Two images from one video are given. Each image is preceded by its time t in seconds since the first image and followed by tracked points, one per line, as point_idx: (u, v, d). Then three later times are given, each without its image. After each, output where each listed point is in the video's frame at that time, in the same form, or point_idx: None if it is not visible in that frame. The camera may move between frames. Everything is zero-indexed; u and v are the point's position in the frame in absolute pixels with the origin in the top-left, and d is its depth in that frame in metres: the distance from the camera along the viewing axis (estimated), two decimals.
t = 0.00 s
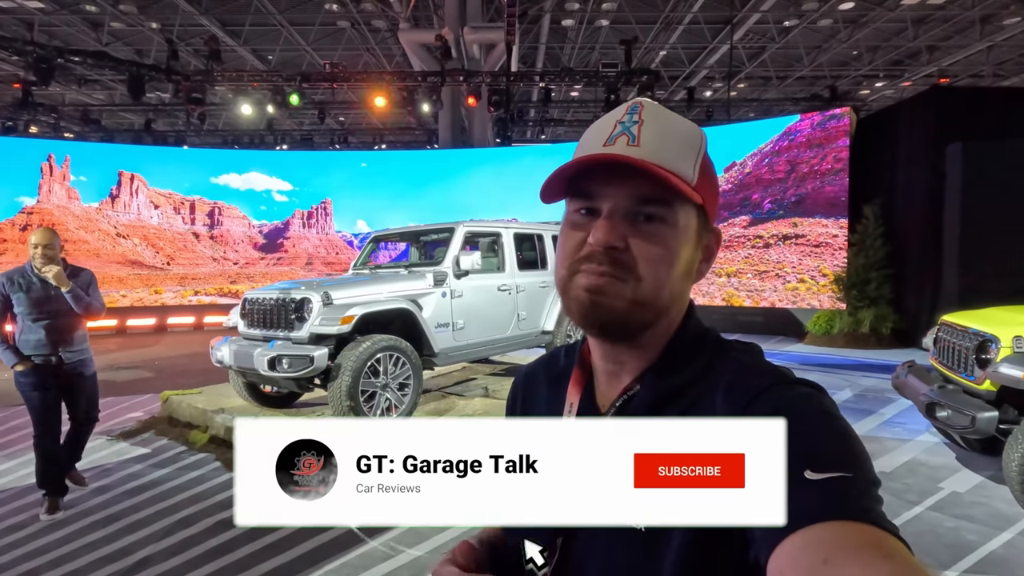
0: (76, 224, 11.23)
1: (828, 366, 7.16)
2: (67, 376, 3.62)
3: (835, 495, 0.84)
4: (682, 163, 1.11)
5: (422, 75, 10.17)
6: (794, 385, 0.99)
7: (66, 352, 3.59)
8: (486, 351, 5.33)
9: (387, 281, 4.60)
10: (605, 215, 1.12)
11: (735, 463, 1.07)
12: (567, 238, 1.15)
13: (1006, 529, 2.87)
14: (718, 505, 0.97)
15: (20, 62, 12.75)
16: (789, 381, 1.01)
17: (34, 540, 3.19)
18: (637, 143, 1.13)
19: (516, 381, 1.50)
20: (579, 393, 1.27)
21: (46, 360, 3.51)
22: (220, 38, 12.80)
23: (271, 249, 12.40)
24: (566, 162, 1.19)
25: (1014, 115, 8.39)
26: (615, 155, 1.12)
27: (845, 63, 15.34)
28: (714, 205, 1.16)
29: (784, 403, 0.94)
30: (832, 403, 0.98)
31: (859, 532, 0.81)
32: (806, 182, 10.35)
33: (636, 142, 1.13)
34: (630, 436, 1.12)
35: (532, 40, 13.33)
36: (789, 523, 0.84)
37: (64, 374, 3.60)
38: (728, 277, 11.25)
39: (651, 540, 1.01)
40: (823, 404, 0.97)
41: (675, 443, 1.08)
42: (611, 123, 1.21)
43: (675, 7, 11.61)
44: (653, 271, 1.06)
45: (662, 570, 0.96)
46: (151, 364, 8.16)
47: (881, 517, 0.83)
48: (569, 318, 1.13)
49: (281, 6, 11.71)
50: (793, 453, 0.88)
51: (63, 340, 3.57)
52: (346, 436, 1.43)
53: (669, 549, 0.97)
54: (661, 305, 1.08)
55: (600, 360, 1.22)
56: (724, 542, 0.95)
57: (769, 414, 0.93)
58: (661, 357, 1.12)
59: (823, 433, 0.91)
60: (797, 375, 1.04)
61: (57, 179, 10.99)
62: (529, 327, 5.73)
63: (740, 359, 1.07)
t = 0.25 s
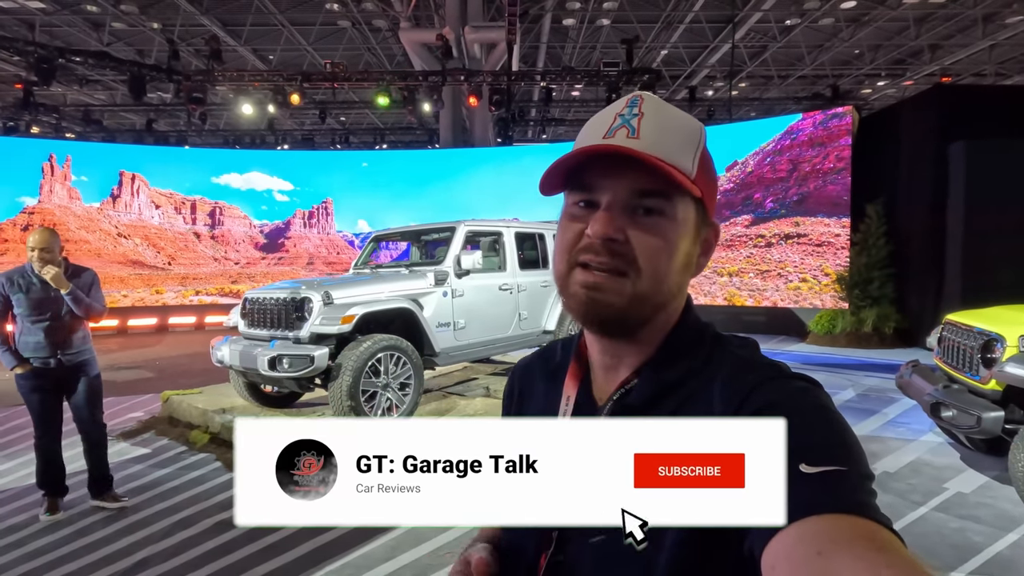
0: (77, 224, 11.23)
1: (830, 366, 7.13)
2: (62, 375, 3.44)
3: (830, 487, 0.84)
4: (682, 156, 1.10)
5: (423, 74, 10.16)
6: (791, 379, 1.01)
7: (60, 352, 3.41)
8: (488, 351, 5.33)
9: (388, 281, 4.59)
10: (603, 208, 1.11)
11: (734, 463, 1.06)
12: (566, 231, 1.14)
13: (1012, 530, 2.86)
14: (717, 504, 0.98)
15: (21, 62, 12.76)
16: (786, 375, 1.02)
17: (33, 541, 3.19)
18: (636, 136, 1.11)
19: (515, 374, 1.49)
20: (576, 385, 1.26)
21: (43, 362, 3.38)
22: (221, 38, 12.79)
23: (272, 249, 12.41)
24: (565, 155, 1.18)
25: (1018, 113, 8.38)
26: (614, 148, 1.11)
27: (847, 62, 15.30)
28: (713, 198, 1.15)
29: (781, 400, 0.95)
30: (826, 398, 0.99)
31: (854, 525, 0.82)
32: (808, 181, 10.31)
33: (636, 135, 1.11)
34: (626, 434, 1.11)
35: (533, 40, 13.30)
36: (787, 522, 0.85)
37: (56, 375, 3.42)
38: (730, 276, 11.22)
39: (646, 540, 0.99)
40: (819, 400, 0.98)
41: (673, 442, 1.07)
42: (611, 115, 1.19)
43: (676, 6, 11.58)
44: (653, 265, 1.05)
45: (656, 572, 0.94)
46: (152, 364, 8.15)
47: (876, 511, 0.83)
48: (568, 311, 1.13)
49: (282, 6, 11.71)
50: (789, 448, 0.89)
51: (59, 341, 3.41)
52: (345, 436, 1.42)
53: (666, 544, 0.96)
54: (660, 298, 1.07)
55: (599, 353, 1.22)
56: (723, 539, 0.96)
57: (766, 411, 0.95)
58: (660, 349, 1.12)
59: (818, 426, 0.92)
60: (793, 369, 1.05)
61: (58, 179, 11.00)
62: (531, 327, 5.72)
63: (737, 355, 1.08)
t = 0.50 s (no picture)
0: (79, 225, 11.24)
1: (833, 365, 7.11)
2: (68, 378, 3.40)
3: (830, 486, 0.84)
4: (667, 151, 1.08)
5: (424, 74, 10.15)
6: (791, 378, 1.01)
7: (65, 355, 3.37)
8: (490, 351, 5.31)
9: (389, 281, 4.58)
10: (591, 207, 1.10)
11: (735, 463, 1.00)
12: (556, 232, 1.13)
13: (1020, 532, 2.83)
14: (719, 505, 0.97)
15: (23, 63, 12.78)
16: (786, 374, 1.02)
17: (31, 543, 3.18)
18: (621, 135, 1.10)
19: (512, 369, 1.50)
20: (576, 382, 1.27)
21: (48, 366, 3.35)
22: (222, 39, 12.79)
23: (274, 249, 12.41)
24: (552, 156, 1.17)
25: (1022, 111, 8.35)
26: (599, 147, 1.09)
27: (849, 60, 15.25)
28: (706, 192, 1.13)
29: (781, 400, 0.95)
30: (827, 396, 0.98)
31: (851, 523, 0.82)
32: (811, 180, 10.25)
33: (620, 134, 1.10)
34: (625, 433, 1.09)
35: (535, 39, 13.28)
36: (787, 522, 0.86)
37: (62, 378, 3.38)
38: (732, 276, 11.19)
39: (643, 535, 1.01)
40: (820, 398, 0.97)
41: (672, 442, 1.04)
42: (596, 117, 1.19)
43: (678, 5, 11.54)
44: (642, 262, 1.03)
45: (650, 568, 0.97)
46: (154, 364, 8.15)
47: (875, 510, 0.83)
48: (561, 311, 1.11)
49: (283, 6, 11.70)
50: (788, 447, 0.89)
51: (65, 344, 3.38)
52: (348, 435, 1.37)
53: (664, 538, 0.98)
54: (653, 294, 1.06)
55: (599, 353, 1.23)
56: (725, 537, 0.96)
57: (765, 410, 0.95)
58: (656, 348, 1.13)
59: (816, 424, 0.92)
60: (794, 368, 1.05)
61: (59, 179, 10.95)
62: (533, 326, 5.71)
63: (736, 355, 1.08)
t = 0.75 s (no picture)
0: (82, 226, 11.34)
1: (838, 366, 7.07)
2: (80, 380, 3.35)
3: (839, 494, 0.81)
4: (658, 158, 1.06)
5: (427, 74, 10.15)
6: (795, 386, 0.98)
7: (79, 356, 3.33)
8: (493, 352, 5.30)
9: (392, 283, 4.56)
10: (588, 219, 1.08)
11: (735, 463, 1.02)
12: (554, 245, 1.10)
13: None
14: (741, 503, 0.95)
15: (27, 65, 12.82)
16: (790, 383, 1.00)
17: (31, 548, 3.17)
18: (611, 147, 1.09)
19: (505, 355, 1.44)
20: (580, 386, 1.22)
21: (62, 366, 3.31)
22: (225, 40, 12.80)
23: (276, 250, 12.23)
24: (545, 171, 1.15)
25: None
26: (590, 159, 1.08)
27: (853, 59, 15.18)
28: (701, 197, 1.11)
29: (784, 403, 0.94)
30: (832, 404, 0.96)
31: (857, 532, 0.79)
32: (815, 180, 10.22)
33: (610, 146, 1.09)
34: (626, 435, 1.09)
35: (537, 39, 13.26)
36: (789, 523, 0.84)
37: (75, 380, 3.34)
38: (736, 276, 11.15)
39: (649, 541, 0.96)
40: (824, 405, 0.95)
41: (672, 442, 1.05)
42: (587, 132, 1.17)
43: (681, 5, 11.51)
44: (640, 269, 1.01)
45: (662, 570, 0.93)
46: (156, 366, 8.16)
47: (883, 518, 0.81)
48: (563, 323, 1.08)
49: (285, 7, 11.70)
50: (792, 454, 0.88)
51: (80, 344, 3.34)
52: (349, 437, 1.31)
53: (672, 545, 0.94)
54: (654, 300, 1.04)
55: (602, 359, 1.18)
56: (728, 539, 0.94)
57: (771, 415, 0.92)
58: (661, 351, 1.09)
59: (821, 429, 0.90)
60: (798, 376, 1.02)
61: (63, 181, 10.98)
62: (536, 328, 5.69)
63: (739, 362, 1.05)
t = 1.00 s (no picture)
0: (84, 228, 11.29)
1: (841, 367, 7.04)
2: (96, 383, 3.35)
3: (835, 508, 0.81)
4: (670, 165, 1.06)
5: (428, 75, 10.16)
6: (794, 398, 0.98)
7: (97, 358, 3.33)
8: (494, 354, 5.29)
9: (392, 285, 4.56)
10: (597, 220, 1.06)
11: (735, 463, 1.01)
12: (560, 244, 1.08)
13: None
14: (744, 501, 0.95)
15: (30, 68, 12.87)
16: (790, 394, 0.99)
17: (31, 552, 3.17)
18: (624, 150, 1.07)
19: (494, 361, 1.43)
20: (579, 394, 1.19)
21: (79, 367, 3.30)
22: (227, 42, 12.84)
23: (277, 252, 12.36)
24: (557, 169, 1.13)
25: None
26: (604, 160, 1.06)
27: (855, 59, 15.15)
28: (707, 209, 1.11)
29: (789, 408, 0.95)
30: (830, 415, 0.96)
31: (850, 544, 0.79)
32: (817, 180, 10.19)
33: (624, 149, 1.08)
34: (627, 435, 1.08)
35: (538, 40, 13.27)
36: (789, 525, 0.83)
37: (92, 382, 3.33)
38: (738, 277, 11.12)
39: (649, 546, 0.95)
40: (823, 416, 0.95)
41: (675, 442, 1.04)
42: (599, 133, 1.16)
43: (683, 5, 11.50)
44: (647, 273, 1.00)
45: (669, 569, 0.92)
46: (158, 368, 8.17)
47: (882, 532, 0.80)
48: (564, 323, 1.06)
49: (287, 9, 11.72)
50: (791, 465, 0.88)
51: (98, 347, 3.34)
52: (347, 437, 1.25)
53: (675, 545, 0.93)
54: (658, 306, 1.02)
55: (602, 363, 1.16)
56: (726, 544, 0.94)
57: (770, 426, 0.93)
58: (664, 357, 1.09)
59: (824, 439, 0.90)
60: (798, 388, 1.03)
61: (65, 183, 10.99)
62: (537, 330, 5.68)
63: (739, 370, 1.05)
